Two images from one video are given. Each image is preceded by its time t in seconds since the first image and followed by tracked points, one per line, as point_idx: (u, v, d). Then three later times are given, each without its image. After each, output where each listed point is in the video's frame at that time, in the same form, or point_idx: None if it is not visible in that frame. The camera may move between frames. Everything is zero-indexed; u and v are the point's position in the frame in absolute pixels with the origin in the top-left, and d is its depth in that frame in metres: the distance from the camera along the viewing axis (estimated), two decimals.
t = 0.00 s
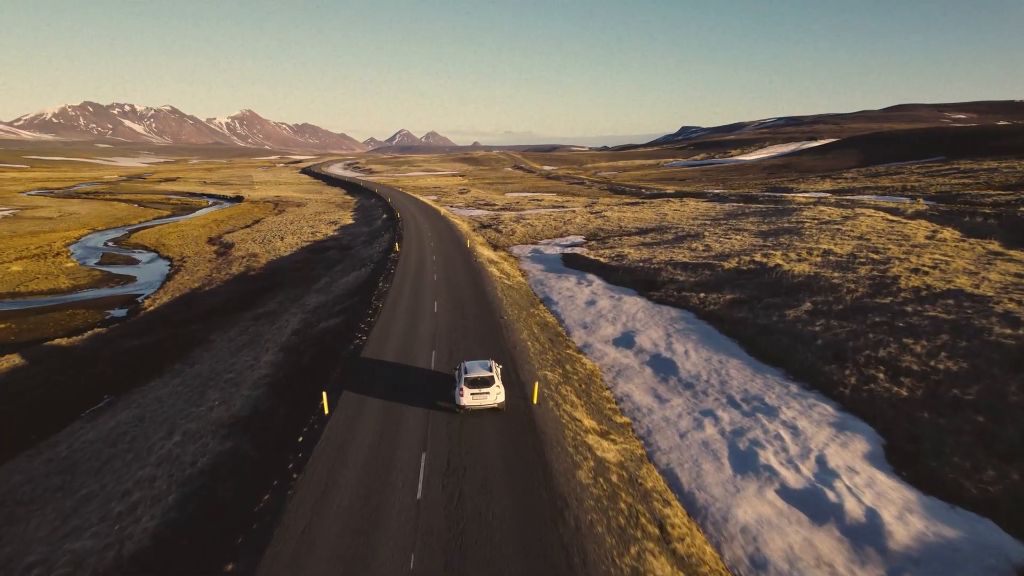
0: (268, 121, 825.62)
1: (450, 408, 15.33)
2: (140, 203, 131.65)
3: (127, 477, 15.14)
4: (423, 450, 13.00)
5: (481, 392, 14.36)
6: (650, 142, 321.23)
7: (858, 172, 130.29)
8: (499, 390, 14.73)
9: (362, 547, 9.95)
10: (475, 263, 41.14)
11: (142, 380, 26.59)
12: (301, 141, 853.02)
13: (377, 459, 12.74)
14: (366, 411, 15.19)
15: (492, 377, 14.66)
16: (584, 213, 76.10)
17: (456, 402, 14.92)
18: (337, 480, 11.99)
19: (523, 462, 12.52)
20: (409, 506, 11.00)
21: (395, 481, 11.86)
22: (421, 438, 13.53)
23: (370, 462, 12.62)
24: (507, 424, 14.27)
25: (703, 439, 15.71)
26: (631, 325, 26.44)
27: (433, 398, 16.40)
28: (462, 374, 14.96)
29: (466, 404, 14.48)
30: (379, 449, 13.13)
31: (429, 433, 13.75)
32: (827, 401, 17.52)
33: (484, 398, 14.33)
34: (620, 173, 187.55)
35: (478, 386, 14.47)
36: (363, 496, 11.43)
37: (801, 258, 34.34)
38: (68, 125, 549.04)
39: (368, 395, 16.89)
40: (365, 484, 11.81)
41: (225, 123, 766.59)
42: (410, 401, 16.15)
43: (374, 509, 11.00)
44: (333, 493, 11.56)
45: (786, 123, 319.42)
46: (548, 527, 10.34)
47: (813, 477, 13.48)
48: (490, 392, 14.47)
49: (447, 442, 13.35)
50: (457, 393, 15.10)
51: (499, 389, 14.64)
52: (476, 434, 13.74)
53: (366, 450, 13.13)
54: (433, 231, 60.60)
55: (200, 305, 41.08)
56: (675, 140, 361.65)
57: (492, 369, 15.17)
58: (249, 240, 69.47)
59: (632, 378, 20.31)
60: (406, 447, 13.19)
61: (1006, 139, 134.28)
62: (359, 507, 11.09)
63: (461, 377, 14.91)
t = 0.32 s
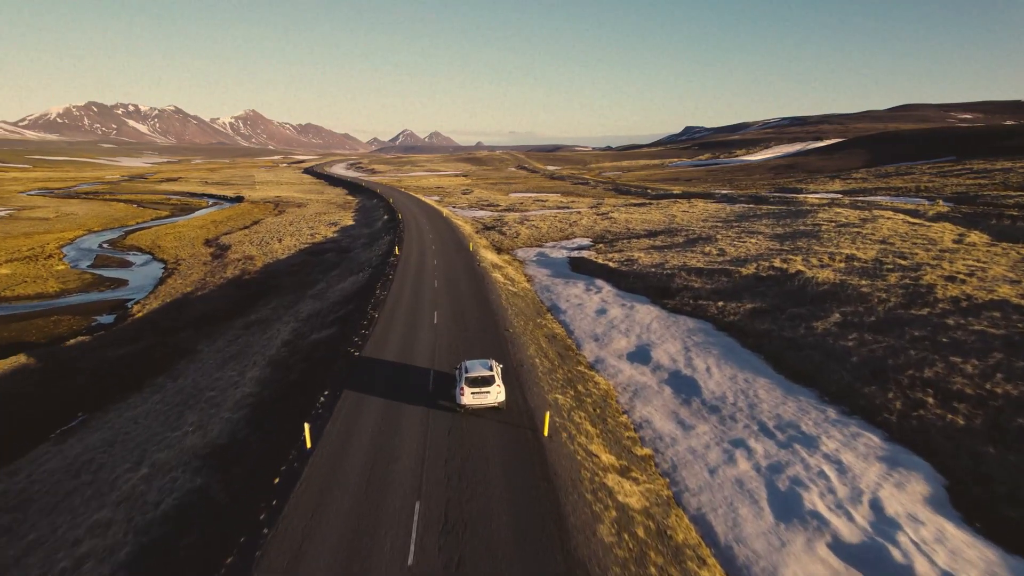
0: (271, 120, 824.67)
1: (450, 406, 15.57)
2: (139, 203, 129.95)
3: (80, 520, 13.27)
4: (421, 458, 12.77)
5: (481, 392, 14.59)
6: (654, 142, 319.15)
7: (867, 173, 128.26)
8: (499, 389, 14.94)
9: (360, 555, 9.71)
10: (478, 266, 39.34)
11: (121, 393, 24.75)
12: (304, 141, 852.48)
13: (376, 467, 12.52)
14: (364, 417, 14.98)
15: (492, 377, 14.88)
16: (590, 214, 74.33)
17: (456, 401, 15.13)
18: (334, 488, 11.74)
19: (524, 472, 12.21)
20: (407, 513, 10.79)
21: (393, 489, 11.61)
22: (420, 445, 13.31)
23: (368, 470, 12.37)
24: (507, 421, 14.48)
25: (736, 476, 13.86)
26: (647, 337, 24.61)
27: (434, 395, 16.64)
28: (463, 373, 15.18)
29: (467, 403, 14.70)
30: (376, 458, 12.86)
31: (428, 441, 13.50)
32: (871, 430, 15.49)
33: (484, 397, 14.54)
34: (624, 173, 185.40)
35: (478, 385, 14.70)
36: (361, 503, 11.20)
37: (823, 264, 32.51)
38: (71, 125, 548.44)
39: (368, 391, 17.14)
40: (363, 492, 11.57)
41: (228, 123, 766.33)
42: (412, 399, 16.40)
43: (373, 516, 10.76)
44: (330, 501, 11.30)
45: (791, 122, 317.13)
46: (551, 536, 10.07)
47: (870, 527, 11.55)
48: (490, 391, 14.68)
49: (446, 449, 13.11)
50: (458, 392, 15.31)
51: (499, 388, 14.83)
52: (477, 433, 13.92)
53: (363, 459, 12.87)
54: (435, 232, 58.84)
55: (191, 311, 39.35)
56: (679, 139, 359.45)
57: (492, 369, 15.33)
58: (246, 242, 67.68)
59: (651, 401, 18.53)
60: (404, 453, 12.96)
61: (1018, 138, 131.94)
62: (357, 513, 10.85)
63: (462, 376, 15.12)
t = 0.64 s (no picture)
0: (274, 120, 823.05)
1: (450, 406, 15.44)
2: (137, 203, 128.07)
3: None
4: (421, 457, 12.90)
5: (481, 392, 14.45)
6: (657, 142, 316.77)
7: (876, 173, 126.12)
8: (500, 389, 14.80)
9: (358, 561, 9.68)
10: (480, 270, 37.54)
11: (93, 413, 22.74)
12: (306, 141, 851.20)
13: (374, 470, 12.51)
14: (364, 413, 15.10)
15: (493, 376, 14.77)
16: (596, 215, 72.47)
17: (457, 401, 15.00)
18: (333, 497, 11.60)
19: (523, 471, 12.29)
20: (408, 513, 10.95)
21: (393, 489, 11.76)
22: (419, 444, 13.42)
23: (367, 470, 12.48)
24: (508, 420, 14.47)
25: (780, 525, 12.01)
26: (664, 353, 22.70)
27: (434, 395, 16.56)
28: (464, 373, 15.05)
29: (467, 402, 14.55)
30: (376, 457, 13.00)
31: (428, 440, 13.60)
32: (929, 468, 13.56)
33: (485, 397, 14.40)
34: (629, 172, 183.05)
35: (478, 384, 14.55)
36: (361, 505, 11.35)
37: (848, 270, 30.57)
38: (74, 125, 547.58)
39: (368, 390, 17.03)
40: (361, 500, 11.45)
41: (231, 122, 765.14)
42: (411, 398, 16.31)
43: (373, 517, 10.91)
44: (330, 502, 11.43)
45: (795, 122, 314.66)
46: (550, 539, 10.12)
47: None
48: (491, 390, 14.56)
49: (445, 448, 13.22)
50: (458, 391, 15.17)
51: (500, 388, 14.73)
52: (477, 429, 14.00)
53: (363, 458, 13.02)
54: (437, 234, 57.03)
55: (180, 318, 37.48)
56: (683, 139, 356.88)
57: (493, 368, 15.21)
58: (243, 244, 65.95)
59: (674, 429, 16.62)
60: (404, 453, 13.10)
61: None
62: (357, 514, 11.03)
63: (463, 375, 14.97)
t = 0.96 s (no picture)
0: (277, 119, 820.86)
1: (450, 405, 15.66)
2: (134, 203, 126.07)
3: None
4: (420, 456, 12.93)
5: (481, 392, 14.70)
6: (661, 141, 314.31)
7: (885, 172, 123.81)
8: (500, 389, 15.05)
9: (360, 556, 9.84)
10: (483, 275, 35.79)
11: (60, 435, 20.79)
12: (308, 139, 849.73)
13: (375, 466, 12.61)
14: (364, 413, 15.21)
15: (492, 376, 15.03)
16: (601, 215, 70.67)
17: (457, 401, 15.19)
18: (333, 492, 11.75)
19: (522, 471, 12.28)
20: (406, 513, 10.96)
21: (392, 489, 11.74)
22: (417, 443, 13.46)
23: (369, 466, 12.61)
24: (507, 421, 14.62)
25: None
26: (685, 372, 20.72)
27: (434, 393, 16.77)
28: (464, 373, 15.28)
29: (467, 402, 14.78)
30: (376, 454, 13.06)
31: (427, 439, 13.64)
32: (1005, 519, 11.69)
33: (486, 396, 14.67)
34: (634, 172, 180.44)
35: (479, 384, 14.80)
36: (361, 503, 11.38)
37: (876, 277, 28.67)
38: (75, 124, 545.92)
39: (368, 389, 17.19)
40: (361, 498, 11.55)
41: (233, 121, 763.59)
42: (411, 396, 16.46)
43: (373, 515, 10.93)
44: (330, 501, 11.46)
45: (800, 121, 311.97)
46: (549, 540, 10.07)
47: None
48: (491, 390, 14.82)
49: (444, 447, 13.24)
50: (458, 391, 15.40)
51: (500, 387, 14.99)
52: (476, 430, 14.11)
53: (362, 455, 13.06)
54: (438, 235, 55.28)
55: (168, 326, 35.62)
56: (687, 138, 354.39)
57: (493, 368, 15.46)
58: (239, 245, 64.33)
59: (701, 465, 14.72)
60: (403, 452, 13.11)
61: None
62: (357, 514, 11.04)
63: (463, 375, 15.22)
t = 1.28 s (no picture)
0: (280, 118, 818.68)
1: (450, 405, 15.71)
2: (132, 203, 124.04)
3: None
4: (420, 453, 13.14)
5: (481, 391, 14.77)
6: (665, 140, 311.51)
7: (895, 173, 120.94)
8: (499, 389, 15.14)
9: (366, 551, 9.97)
10: (486, 281, 33.95)
11: (23, 460, 18.93)
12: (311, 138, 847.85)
13: (375, 464, 12.78)
14: (365, 411, 15.44)
15: (492, 376, 15.08)
16: (608, 216, 68.70)
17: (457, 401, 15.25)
18: (336, 488, 11.89)
19: (521, 469, 12.48)
20: (407, 508, 11.16)
21: (380, 549, 9.99)
22: (418, 440, 13.71)
23: (370, 464, 12.73)
24: (507, 420, 14.77)
25: None
26: (709, 395, 18.78)
27: (433, 392, 16.87)
28: (464, 373, 15.36)
29: (467, 402, 14.85)
30: (376, 450, 13.33)
31: (427, 437, 13.87)
32: None
33: (486, 396, 14.75)
34: (639, 172, 177.81)
35: (478, 384, 14.87)
36: (362, 498, 11.56)
37: (908, 285, 26.64)
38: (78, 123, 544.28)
39: (367, 387, 17.27)
40: (362, 493, 11.71)
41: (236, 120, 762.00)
42: (411, 396, 16.51)
43: (364, 545, 10.09)
44: (331, 496, 11.64)
45: (806, 119, 309.02)
46: (548, 536, 10.24)
47: None
48: (491, 389, 14.89)
49: (444, 445, 13.47)
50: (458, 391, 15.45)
51: (499, 386, 15.07)
52: (475, 428, 14.32)
53: (364, 451, 13.32)
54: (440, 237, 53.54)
55: (154, 335, 33.79)
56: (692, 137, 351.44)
57: (492, 368, 15.54)
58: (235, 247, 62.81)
59: (737, 511, 12.82)
60: (402, 450, 13.27)
61: None
62: (358, 508, 11.22)
63: (462, 375, 15.28)
